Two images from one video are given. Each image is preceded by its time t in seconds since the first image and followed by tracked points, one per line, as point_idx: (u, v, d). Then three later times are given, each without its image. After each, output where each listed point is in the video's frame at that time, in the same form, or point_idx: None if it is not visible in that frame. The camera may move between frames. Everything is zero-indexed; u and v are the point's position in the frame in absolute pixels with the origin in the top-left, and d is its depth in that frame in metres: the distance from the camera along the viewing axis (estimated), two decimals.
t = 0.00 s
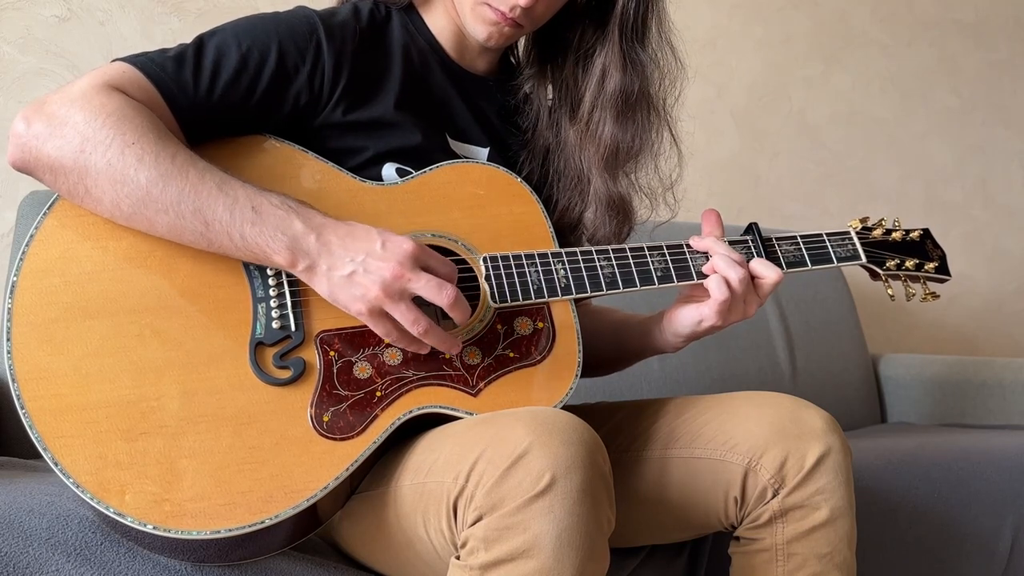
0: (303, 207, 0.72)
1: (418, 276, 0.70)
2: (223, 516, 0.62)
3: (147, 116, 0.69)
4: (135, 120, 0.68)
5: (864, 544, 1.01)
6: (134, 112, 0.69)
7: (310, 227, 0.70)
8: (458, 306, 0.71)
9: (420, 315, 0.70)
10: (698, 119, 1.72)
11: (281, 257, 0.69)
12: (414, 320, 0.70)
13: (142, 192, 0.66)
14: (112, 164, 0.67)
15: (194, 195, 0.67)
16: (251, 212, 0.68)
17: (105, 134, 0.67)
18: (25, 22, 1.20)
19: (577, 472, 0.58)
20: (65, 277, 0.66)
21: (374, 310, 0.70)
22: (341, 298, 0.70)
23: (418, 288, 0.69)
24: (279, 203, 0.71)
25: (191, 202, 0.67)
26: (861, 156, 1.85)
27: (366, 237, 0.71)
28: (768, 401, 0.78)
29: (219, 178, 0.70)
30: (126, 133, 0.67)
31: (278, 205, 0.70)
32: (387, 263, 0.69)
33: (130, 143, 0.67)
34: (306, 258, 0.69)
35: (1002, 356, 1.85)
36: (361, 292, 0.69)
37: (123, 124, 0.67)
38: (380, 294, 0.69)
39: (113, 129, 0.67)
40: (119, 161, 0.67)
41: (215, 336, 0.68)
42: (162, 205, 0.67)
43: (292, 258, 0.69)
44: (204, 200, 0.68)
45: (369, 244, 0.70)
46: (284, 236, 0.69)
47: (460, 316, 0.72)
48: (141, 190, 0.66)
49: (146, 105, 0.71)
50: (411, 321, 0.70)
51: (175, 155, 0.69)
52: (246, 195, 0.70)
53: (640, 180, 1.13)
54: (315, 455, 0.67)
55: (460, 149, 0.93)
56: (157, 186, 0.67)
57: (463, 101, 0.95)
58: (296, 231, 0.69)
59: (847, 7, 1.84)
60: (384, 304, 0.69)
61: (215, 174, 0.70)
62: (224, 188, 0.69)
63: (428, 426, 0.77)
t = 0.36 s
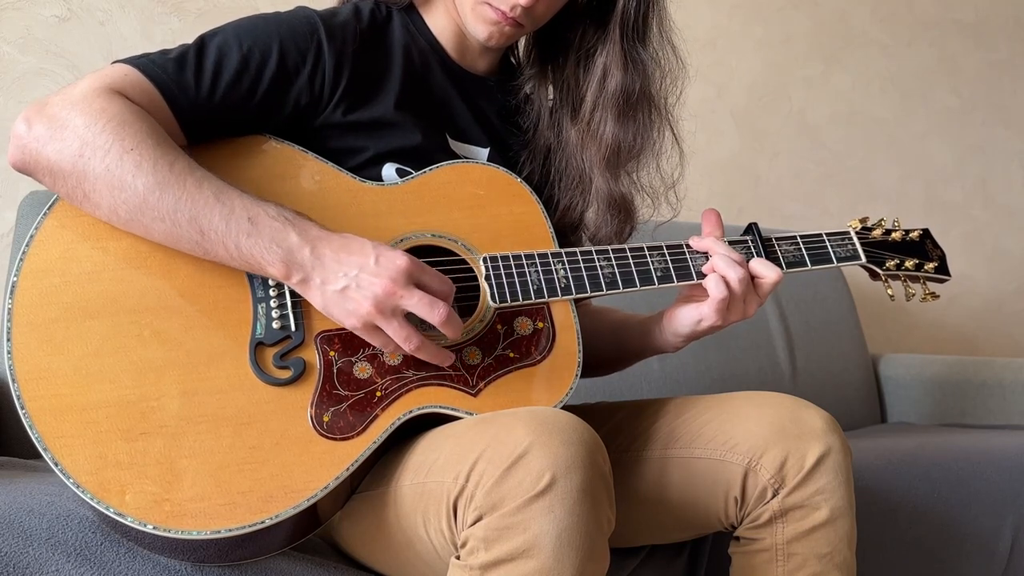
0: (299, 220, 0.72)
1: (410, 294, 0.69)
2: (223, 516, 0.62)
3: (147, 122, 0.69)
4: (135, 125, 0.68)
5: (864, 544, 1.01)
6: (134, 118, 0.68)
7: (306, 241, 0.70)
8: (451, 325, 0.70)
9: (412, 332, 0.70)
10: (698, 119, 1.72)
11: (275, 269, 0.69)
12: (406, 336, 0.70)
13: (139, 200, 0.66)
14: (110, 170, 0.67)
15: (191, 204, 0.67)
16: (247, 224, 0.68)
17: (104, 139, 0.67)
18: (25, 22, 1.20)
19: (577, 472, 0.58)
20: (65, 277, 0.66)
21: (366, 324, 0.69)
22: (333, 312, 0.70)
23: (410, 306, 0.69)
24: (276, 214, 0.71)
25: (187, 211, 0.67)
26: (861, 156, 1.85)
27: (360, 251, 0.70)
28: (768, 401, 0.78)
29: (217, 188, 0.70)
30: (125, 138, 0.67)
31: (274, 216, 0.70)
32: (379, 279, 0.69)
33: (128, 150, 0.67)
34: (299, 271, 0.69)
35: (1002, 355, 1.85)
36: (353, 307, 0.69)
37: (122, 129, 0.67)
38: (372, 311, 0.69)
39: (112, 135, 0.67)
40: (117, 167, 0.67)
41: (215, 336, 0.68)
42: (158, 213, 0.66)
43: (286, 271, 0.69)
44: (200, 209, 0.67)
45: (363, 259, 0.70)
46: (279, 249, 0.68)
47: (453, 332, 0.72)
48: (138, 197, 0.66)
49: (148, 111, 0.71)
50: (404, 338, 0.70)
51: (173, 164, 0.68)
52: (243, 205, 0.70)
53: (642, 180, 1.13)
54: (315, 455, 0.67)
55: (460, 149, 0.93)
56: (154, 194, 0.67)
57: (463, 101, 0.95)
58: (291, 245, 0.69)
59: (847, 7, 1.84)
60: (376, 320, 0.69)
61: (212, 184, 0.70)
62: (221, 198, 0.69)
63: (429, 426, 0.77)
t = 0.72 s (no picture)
0: (295, 227, 0.71)
1: (403, 307, 0.69)
2: (223, 516, 0.62)
3: (146, 124, 0.69)
4: (133, 128, 0.68)
5: (863, 544, 1.01)
6: (132, 121, 0.68)
7: (301, 248, 0.69)
8: (444, 338, 0.70)
9: (405, 343, 0.70)
10: (698, 119, 1.72)
11: (269, 276, 0.69)
12: (398, 347, 0.70)
13: (135, 203, 0.66)
14: (107, 172, 0.67)
15: (187, 208, 0.67)
16: (242, 229, 0.68)
17: (102, 141, 0.67)
18: (26, 22, 1.20)
19: (577, 472, 0.58)
20: (65, 277, 0.66)
21: (359, 334, 0.69)
22: (327, 320, 0.70)
23: (403, 320, 0.69)
24: (272, 221, 0.70)
25: (183, 215, 0.67)
26: (861, 156, 1.85)
27: (355, 261, 0.70)
28: (768, 401, 0.78)
29: (213, 192, 0.69)
30: (123, 142, 0.67)
31: (270, 223, 0.70)
32: (372, 292, 0.69)
33: (125, 153, 0.67)
34: (293, 279, 0.69)
35: (1002, 355, 1.85)
36: (346, 317, 0.69)
37: (120, 132, 0.67)
38: (365, 323, 0.69)
39: (110, 137, 0.67)
40: (114, 170, 0.67)
41: (215, 336, 0.68)
42: (154, 218, 0.66)
43: (280, 278, 0.69)
44: (195, 213, 0.67)
45: (357, 270, 0.69)
46: (274, 256, 0.68)
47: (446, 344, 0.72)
48: (134, 200, 0.66)
49: (148, 114, 0.71)
50: (397, 349, 0.70)
51: (170, 167, 0.68)
52: (238, 210, 0.69)
53: (641, 180, 1.13)
54: (315, 456, 0.67)
55: (460, 149, 0.93)
56: (150, 197, 0.66)
57: (464, 101, 0.95)
58: (286, 252, 0.69)
59: (847, 7, 1.84)
60: (369, 331, 0.69)
61: (209, 188, 0.69)
62: (216, 203, 0.69)
63: (429, 426, 0.77)
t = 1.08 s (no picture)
0: (297, 219, 0.72)
1: (408, 294, 0.69)
2: (223, 517, 0.62)
3: (145, 121, 0.69)
4: (133, 124, 0.68)
5: (863, 544, 1.01)
6: (132, 117, 0.68)
7: (303, 240, 0.70)
8: (449, 326, 0.71)
9: (410, 332, 0.70)
10: (698, 119, 1.72)
11: (272, 269, 0.69)
12: (404, 337, 0.70)
13: (136, 198, 0.66)
14: (108, 169, 0.67)
15: (188, 203, 0.67)
16: (244, 222, 0.68)
17: (102, 138, 0.67)
18: (26, 22, 1.20)
19: (577, 472, 0.58)
20: (64, 277, 0.66)
21: (364, 325, 0.70)
22: (330, 313, 0.70)
23: (408, 307, 0.69)
24: (273, 214, 0.70)
25: (185, 210, 0.67)
26: (861, 156, 1.85)
27: (358, 250, 0.70)
28: (768, 401, 0.78)
29: (214, 186, 0.70)
30: (123, 138, 0.67)
31: (271, 216, 0.70)
32: (377, 280, 0.69)
33: (125, 149, 0.67)
34: (296, 271, 0.69)
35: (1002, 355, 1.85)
36: (350, 308, 0.69)
37: (120, 128, 0.67)
38: (370, 312, 0.69)
39: (110, 133, 0.67)
40: (115, 166, 0.67)
41: (215, 336, 0.68)
42: (155, 213, 0.66)
43: (283, 270, 0.69)
44: (196, 208, 0.67)
45: (360, 259, 0.70)
46: (277, 248, 0.68)
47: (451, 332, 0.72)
48: (135, 195, 0.66)
49: (147, 111, 0.71)
50: (402, 339, 0.70)
51: (171, 162, 0.68)
52: (240, 204, 0.69)
53: (641, 180, 1.13)
54: (315, 456, 0.67)
55: (460, 148, 0.93)
56: (151, 192, 0.66)
57: (464, 102, 0.95)
58: (288, 244, 0.69)
59: (847, 7, 1.84)
60: (374, 321, 0.69)
61: (209, 182, 0.70)
62: (218, 197, 0.69)
63: (428, 426, 0.77)
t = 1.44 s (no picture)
0: (297, 216, 0.71)
1: (406, 291, 0.69)
2: (223, 516, 0.62)
3: (145, 118, 0.69)
4: (133, 122, 0.68)
5: (863, 544, 1.01)
6: (132, 115, 0.68)
7: (304, 237, 0.69)
8: (450, 324, 0.70)
9: (408, 329, 0.70)
10: (698, 119, 1.72)
11: (272, 266, 0.69)
12: (404, 334, 0.70)
13: (137, 196, 0.66)
14: (108, 166, 0.67)
15: (189, 200, 0.67)
16: (245, 219, 0.68)
17: (102, 136, 0.67)
18: (26, 22, 1.20)
19: (577, 472, 0.58)
20: (64, 278, 0.66)
21: (363, 322, 0.70)
22: (330, 309, 0.70)
23: (407, 305, 0.69)
24: (273, 210, 0.70)
25: (185, 206, 0.67)
26: (861, 156, 1.85)
27: (358, 247, 0.70)
28: (768, 401, 0.78)
29: (215, 183, 0.70)
30: (123, 135, 0.67)
31: (272, 212, 0.70)
32: (377, 277, 0.69)
33: (126, 146, 0.67)
34: (297, 267, 0.69)
35: (1002, 356, 1.85)
36: (350, 305, 0.69)
37: (120, 126, 0.67)
38: (369, 310, 0.69)
39: (110, 131, 0.67)
40: (115, 164, 0.67)
41: (215, 336, 0.68)
42: (156, 210, 0.66)
43: (284, 268, 0.69)
44: (197, 204, 0.67)
45: (360, 255, 0.70)
46: (278, 245, 0.68)
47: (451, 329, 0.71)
48: (137, 192, 0.66)
49: (147, 110, 0.71)
50: (400, 336, 0.70)
51: (171, 160, 0.68)
52: (241, 200, 0.69)
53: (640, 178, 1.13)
54: (315, 456, 0.67)
55: (460, 148, 0.93)
56: (152, 189, 0.66)
57: (464, 102, 0.95)
58: (289, 240, 0.69)
59: (847, 7, 1.84)
60: (373, 318, 0.69)
61: (210, 179, 0.70)
62: (219, 194, 0.69)
63: (429, 426, 0.77)
